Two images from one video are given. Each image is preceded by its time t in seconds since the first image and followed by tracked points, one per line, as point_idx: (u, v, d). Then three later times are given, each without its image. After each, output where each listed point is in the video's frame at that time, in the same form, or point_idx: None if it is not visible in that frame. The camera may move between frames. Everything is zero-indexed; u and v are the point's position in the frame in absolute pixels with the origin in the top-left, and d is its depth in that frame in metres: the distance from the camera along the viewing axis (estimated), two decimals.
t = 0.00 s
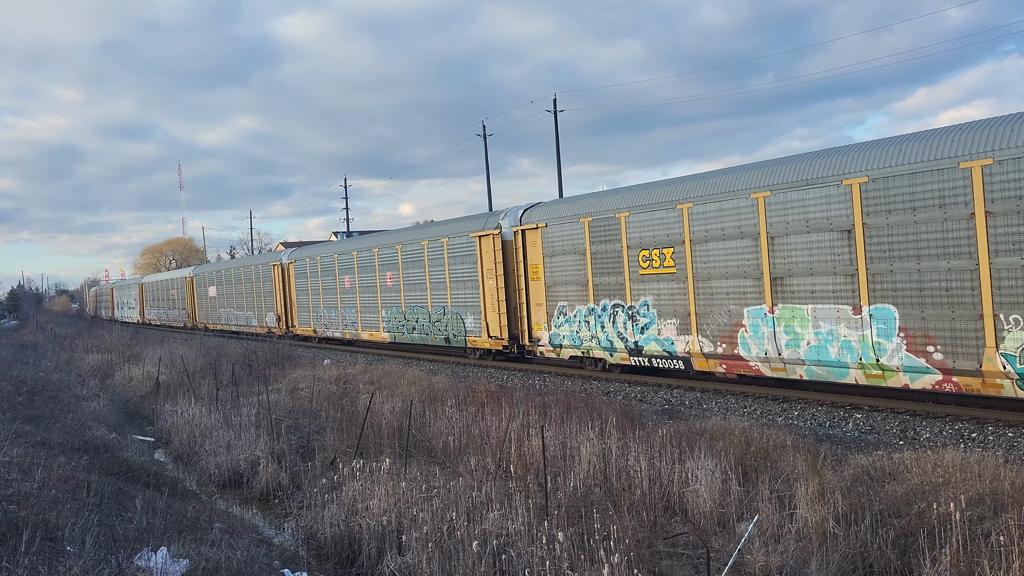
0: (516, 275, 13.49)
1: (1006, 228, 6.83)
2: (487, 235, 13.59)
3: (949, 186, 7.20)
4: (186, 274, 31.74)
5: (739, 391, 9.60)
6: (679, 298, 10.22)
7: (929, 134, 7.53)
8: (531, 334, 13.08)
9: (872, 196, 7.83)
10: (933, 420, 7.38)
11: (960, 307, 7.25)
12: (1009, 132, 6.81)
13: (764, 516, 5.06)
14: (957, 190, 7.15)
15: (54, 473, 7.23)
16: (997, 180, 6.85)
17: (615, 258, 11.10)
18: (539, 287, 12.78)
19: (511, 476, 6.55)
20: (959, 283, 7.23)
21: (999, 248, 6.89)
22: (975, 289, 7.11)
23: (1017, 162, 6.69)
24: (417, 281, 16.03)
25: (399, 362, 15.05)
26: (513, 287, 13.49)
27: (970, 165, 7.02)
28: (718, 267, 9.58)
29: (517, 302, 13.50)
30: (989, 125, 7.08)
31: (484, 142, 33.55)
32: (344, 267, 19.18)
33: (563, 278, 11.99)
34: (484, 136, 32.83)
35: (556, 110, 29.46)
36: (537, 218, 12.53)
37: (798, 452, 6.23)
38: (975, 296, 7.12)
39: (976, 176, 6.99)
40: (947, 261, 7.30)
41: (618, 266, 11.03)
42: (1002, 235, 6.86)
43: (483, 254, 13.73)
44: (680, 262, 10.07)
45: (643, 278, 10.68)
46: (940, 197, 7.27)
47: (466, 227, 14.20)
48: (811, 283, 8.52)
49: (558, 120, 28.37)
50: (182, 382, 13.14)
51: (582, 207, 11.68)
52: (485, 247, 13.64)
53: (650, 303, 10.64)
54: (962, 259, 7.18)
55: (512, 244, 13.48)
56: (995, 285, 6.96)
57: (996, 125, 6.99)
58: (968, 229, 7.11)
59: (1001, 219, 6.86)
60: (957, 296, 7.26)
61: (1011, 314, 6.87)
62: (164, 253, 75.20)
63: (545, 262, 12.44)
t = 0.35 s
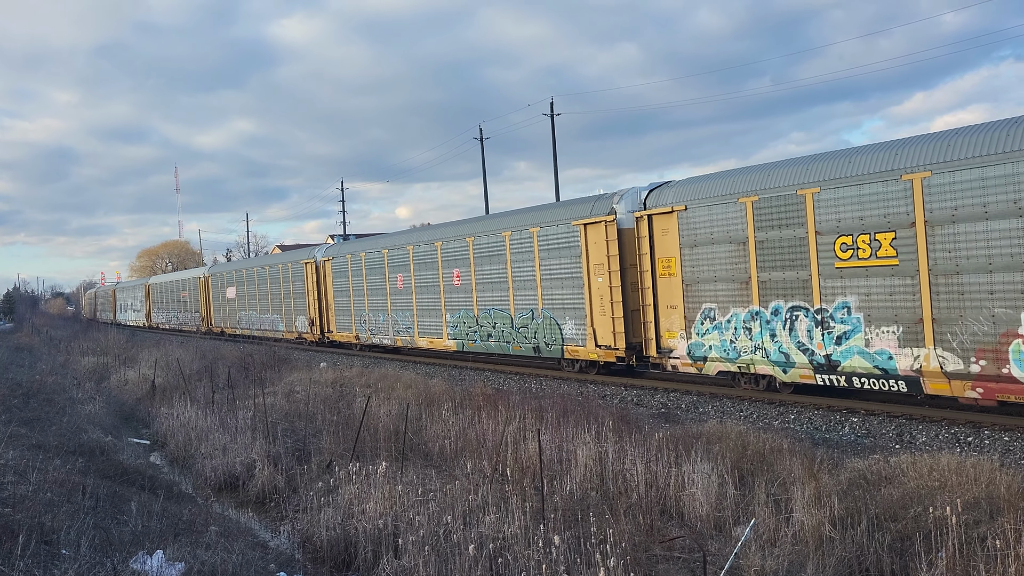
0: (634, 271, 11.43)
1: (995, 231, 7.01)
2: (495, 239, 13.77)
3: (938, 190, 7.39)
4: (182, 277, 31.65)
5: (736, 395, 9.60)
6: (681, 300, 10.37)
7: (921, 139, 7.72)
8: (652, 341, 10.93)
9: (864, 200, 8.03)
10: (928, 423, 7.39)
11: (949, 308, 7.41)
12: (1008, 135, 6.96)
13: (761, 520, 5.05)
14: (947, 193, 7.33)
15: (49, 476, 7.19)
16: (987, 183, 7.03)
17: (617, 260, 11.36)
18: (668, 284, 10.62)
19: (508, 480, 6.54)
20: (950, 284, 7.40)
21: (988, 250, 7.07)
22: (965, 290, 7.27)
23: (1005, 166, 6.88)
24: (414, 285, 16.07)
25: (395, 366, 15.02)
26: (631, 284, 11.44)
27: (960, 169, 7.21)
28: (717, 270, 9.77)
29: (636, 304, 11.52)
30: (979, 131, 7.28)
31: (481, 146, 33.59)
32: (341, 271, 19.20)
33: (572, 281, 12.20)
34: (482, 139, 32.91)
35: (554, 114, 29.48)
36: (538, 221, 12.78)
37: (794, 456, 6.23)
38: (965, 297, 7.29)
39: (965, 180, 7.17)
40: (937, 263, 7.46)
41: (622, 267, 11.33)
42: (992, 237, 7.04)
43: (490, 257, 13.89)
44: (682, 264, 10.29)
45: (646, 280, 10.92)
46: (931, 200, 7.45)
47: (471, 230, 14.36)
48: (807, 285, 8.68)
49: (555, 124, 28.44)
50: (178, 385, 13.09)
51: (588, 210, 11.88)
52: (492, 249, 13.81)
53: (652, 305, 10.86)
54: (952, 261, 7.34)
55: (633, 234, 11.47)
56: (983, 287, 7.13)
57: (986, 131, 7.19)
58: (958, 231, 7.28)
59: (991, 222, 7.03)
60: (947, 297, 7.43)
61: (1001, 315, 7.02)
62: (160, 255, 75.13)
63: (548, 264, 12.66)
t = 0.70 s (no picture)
0: (822, 263, 8.60)
1: (984, 237, 6.96)
2: (485, 243, 13.69)
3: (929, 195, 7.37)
4: (180, 281, 31.57)
5: (732, 400, 9.59)
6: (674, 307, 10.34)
7: (914, 146, 7.70)
8: (845, 357, 8.25)
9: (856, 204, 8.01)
10: (925, 429, 7.41)
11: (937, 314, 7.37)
12: (1004, 141, 6.88)
13: (757, 525, 5.05)
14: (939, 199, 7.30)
15: (44, 481, 7.15)
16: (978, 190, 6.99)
17: (607, 267, 11.24)
18: (885, 281, 7.78)
19: (503, 485, 6.51)
20: (937, 290, 7.35)
21: (977, 256, 7.01)
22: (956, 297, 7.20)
23: (997, 172, 6.85)
24: (410, 289, 16.04)
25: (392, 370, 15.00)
26: (816, 280, 8.55)
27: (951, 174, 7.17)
28: (709, 275, 9.72)
29: (824, 306, 8.61)
30: (971, 137, 7.25)
31: (477, 147, 33.65)
32: (337, 275, 19.17)
33: (560, 287, 12.13)
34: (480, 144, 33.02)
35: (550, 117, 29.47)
36: (529, 227, 12.69)
37: (790, 461, 6.23)
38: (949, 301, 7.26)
39: (957, 186, 7.14)
40: (923, 269, 7.43)
41: (611, 274, 11.19)
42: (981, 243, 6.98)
43: (481, 261, 13.83)
44: (674, 271, 10.24)
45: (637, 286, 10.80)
46: (920, 206, 7.43)
47: (463, 235, 14.29)
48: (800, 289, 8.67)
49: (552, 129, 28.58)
50: (175, 389, 13.05)
51: (577, 216, 11.82)
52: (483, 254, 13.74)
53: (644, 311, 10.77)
54: (938, 266, 7.30)
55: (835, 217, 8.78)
56: (967, 294, 7.11)
57: (978, 138, 7.15)
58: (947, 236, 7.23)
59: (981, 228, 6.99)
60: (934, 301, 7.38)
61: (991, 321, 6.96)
62: (158, 259, 75.08)
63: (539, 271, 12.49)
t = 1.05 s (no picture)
0: None
1: (982, 241, 6.98)
2: (479, 246, 13.68)
3: (924, 199, 7.36)
4: (177, 284, 31.48)
5: (728, 403, 9.60)
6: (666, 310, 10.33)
7: (909, 149, 7.69)
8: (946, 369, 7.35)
9: (848, 209, 8.02)
10: (921, 432, 7.42)
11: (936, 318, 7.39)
12: (1003, 144, 6.84)
13: (753, 529, 5.05)
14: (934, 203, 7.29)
15: (39, 483, 7.12)
16: (975, 194, 6.99)
17: (601, 271, 11.24)
18: None
19: (500, 488, 6.51)
20: (934, 293, 7.39)
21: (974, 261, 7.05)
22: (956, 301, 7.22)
23: (994, 177, 6.84)
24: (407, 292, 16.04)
25: (389, 373, 14.98)
26: None
27: (948, 179, 7.16)
28: (703, 280, 9.71)
29: None
30: (968, 140, 7.23)
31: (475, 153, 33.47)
32: (333, 278, 19.15)
33: (551, 290, 12.13)
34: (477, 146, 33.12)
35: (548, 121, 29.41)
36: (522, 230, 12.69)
37: (787, 464, 6.23)
38: (947, 305, 7.30)
39: (954, 190, 7.14)
40: (921, 274, 7.47)
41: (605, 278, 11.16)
42: (978, 247, 7.01)
43: (476, 264, 13.81)
44: (664, 274, 10.25)
45: (630, 290, 10.79)
46: (915, 211, 7.44)
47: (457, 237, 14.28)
48: (793, 293, 8.67)
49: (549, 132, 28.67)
50: (171, 392, 13.01)
51: (570, 219, 11.80)
52: (477, 256, 13.72)
53: (637, 314, 10.76)
54: (935, 270, 7.35)
55: None
56: (966, 297, 7.14)
57: (975, 141, 7.13)
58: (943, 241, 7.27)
59: (979, 233, 7.00)
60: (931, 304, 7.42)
61: (988, 325, 7.00)
62: (155, 261, 74.97)
63: (534, 274, 12.48)
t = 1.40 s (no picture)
0: None
1: (980, 243, 6.99)
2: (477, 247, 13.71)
3: (923, 200, 7.37)
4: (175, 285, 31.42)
5: (727, 404, 9.61)
6: (662, 311, 10.34)
7: (909, 150, 7.69)
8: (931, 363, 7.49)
9: (847, 210, 8.02)
10: (919, 433, 7.43)
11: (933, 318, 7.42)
12: (1002, 146, 6.85)
13: (751, 530, 5.05)
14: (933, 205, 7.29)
15: (37, 484, 7.11)
16: (976, 196, 6.98)
17: (599, 272, 11.25)
18: None
19: (498, 489, 6.51)
20: (932, 295, 7.40)
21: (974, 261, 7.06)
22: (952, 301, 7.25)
23: (994, 177, 6.84)
24: (405, 293, 16.03)
25: (387, 374, 14.99)
26: None
27: (947, 181, 7.17)
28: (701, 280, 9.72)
29: None
30: (968, 142, 7.23)
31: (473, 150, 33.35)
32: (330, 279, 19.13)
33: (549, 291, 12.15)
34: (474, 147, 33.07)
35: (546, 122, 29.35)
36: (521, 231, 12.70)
37: (785, 465, 6.25)
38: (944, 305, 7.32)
39: (952, 192, 7.15)
40: (920, 275, 7.48)
41: (604, 278, 11.18)
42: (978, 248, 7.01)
43: (474, 265, 13.83)
44: (663, 275, 10.24)
45: (628, 291, 10.79)
46: (913, 212, 7.44)
47: (455, 238, 14.31)
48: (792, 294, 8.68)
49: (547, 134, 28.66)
50: (168, 392, 13.02)
51: (568, 220, 11.82)
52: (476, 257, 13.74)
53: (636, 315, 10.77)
54: (932, 271, 7.37)
55: None
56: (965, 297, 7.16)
57: (975, 142, 7.13)
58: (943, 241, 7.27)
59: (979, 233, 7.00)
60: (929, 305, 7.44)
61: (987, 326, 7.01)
62: (153, 262, 74.96)
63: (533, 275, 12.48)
